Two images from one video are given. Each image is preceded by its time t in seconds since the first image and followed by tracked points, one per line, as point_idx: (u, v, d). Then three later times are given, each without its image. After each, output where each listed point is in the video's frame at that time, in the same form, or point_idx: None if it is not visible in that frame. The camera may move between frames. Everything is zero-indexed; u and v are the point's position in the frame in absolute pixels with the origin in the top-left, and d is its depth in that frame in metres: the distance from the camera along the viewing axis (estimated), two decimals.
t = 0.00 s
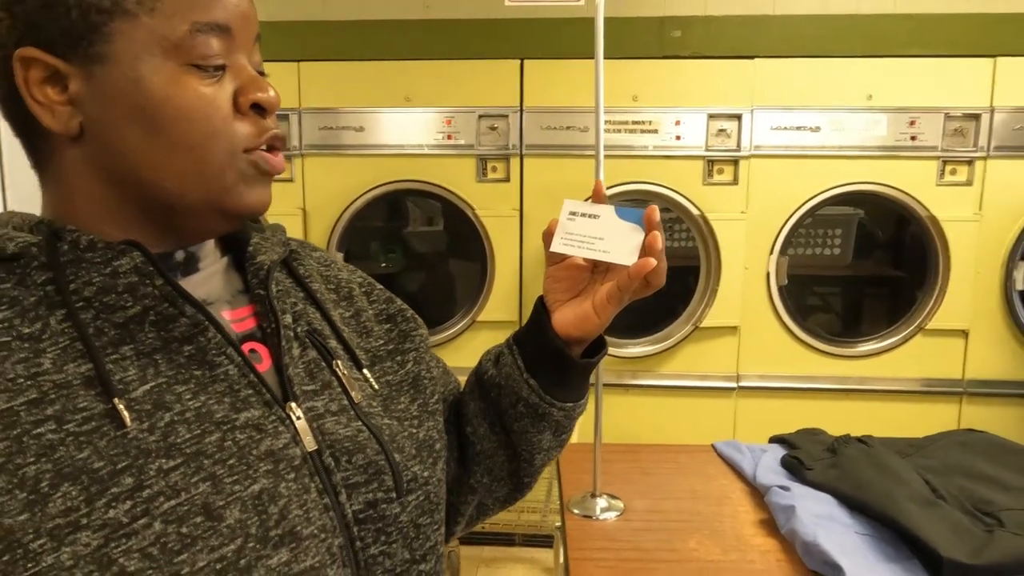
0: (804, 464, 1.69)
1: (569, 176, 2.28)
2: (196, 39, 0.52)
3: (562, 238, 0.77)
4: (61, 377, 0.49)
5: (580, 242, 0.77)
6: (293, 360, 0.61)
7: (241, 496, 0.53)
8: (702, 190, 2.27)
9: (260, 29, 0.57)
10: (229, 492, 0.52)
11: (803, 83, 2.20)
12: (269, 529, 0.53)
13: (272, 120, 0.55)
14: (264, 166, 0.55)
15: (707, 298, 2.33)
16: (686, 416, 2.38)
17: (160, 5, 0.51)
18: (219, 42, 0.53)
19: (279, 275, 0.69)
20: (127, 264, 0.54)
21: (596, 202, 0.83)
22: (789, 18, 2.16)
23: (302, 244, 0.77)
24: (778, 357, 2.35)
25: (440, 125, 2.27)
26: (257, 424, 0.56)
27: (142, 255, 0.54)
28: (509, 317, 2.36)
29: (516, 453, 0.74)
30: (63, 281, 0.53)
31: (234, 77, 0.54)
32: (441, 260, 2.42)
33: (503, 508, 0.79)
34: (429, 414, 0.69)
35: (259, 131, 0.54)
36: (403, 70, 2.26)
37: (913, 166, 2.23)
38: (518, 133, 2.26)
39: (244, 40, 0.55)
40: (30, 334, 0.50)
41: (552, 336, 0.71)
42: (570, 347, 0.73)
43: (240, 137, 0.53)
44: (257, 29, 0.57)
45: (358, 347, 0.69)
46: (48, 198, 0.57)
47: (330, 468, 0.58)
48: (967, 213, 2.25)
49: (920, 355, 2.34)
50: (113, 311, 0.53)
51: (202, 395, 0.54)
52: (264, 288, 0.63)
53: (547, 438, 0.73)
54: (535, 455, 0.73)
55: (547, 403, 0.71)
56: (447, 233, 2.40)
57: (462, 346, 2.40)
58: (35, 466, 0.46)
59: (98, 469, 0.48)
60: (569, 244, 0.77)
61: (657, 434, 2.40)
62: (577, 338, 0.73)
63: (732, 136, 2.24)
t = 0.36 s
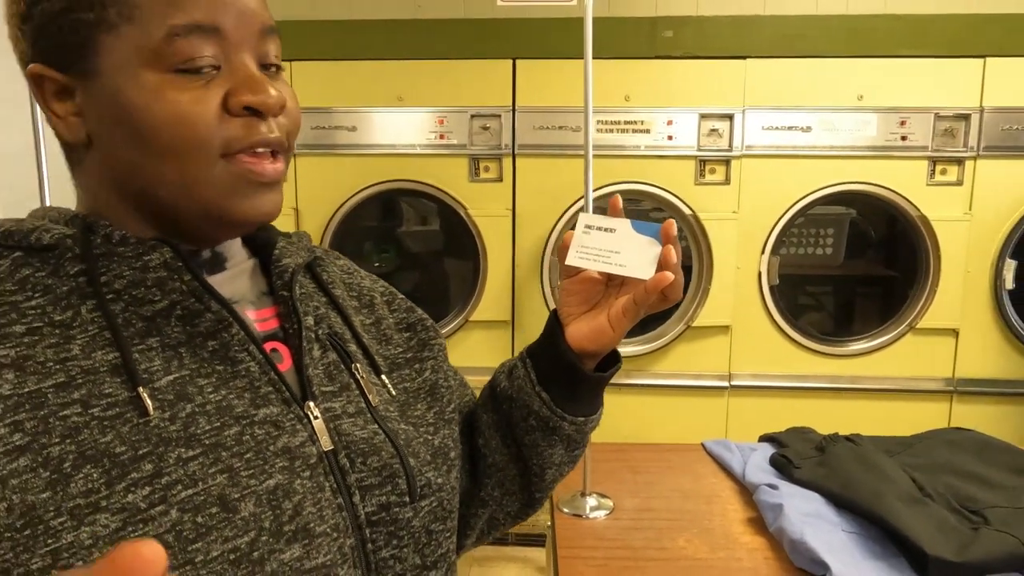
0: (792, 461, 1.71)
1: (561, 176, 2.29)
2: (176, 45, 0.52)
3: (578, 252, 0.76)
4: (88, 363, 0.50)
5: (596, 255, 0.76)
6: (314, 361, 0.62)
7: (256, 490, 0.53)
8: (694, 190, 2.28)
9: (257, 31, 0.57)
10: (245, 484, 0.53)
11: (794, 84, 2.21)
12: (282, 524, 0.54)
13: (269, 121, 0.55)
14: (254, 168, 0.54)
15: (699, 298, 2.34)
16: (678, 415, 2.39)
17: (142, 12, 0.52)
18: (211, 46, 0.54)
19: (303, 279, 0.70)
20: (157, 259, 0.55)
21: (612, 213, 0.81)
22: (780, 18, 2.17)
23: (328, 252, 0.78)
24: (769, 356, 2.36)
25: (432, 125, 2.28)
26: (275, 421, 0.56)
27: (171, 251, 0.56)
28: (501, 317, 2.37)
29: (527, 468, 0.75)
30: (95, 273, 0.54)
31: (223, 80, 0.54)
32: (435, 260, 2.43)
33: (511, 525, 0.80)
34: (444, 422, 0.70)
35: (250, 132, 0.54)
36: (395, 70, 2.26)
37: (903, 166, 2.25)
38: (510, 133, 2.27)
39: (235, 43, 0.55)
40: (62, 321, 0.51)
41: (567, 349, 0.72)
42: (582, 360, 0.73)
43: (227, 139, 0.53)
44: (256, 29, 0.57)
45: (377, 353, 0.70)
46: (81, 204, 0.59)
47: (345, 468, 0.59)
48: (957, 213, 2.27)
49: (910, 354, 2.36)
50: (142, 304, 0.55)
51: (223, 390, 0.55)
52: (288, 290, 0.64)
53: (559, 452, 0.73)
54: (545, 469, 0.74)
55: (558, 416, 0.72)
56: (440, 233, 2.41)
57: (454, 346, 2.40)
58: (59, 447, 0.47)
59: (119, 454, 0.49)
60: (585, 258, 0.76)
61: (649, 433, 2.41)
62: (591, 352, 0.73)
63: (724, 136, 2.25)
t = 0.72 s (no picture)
0: (783, 460, 1.72)
1: (555, 176, 2.30)
2: (154, 63, 0.52)
3: (598, 270, 0.74)
4: (113, 351, 0.51)
5: (616, 275, 0.73)
6: (333, 365, 0.62)
7: (266, 487, 0.53)
8: (687, 190, 2.30)
9: (250, 40, 0.55)
10: (255, 480, 0.53)
11: (786, 85, 2.23)
12: (288, 522, 0.54)
13: (249, 138, 0.53)
14: (234, 188, 0.53)
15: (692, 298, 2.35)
16: (672, 414, 2.40)
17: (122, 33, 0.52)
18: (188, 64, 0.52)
19: (331, 284, 0.70)
20: (186, 257, 0.56)
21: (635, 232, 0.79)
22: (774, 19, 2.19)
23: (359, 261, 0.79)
24: (763, 356, 2.38)
25: (427, 125, 2.29)
26: (290, 420, 0.56)
27: (201, 249, 0.56)
28: (496, 317, 2.37)
29: (541, 486, 0.74)
30: (127, 267, 0.54)
31: (204, 97, 0.53)
32: (429, 260, 2.43)
33: (528, 544, 0.79)
34: (461, 433, 0.70)
35: (228, 152, 0.52)
36: (390, 70, 2.27)
37: (896, 167, 2.27)
38: (504, 133, 2.28)
39: (221, 56, 0.53)
40: (91, 311, 0.52)
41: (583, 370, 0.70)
42: (600, 380, 0.71)
43: (205, 159, 0.52)
44: (243, 41, 0.54)
45: (399, 362, 0.70)
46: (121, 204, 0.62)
47: (356, 472, 0.59)
48: (949, 213, 2.29)
49: (902, 354, 2.37)
50: (169, 300, 0.55)
51: (241, 386, 0.55)
52: (313, 293, 0.64)
53: (573, 471, 0.72)
54: (560, 488, 0.73)
55: (573, 435, 0.71)
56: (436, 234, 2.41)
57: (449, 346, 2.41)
58: (77, 430, 0.47)
59: (135, 441, 0.49)
60: (605, 277, 0.74)
61: (644, 432, 2.42)
62: (608, 373, 0.71)
63: (717, 137, 2.26)
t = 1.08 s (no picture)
0: (779, 460, 1.72)
1: (553, 176, 2.30)
2: (234, 47, 0.53)
3: (611, 262, 0.74)
4: (98, 355, 0.51)
5: (629, 270, 0.73)
6: (328, 366, 0.62)
7: (252, 492, 0.53)
8: (685, 190, 2.30)
9: (313, 37, 0.57)
10: (240, 487, 0.53)
11: (784, 85, 2.23)
12: (274, 529, 0.54)
13: (314, 130, 0.55)
14: (297, 175, 0.55)
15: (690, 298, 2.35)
16: (670, 414, 2.40)
17: (206, 12, 0.52)
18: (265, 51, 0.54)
19: (329, 282, 0.70)
20: (177, 255, 0.55)
21: (650, 227, 0.79)
22: (771, 18, 2.19)
23: (361, 255, 0.78)
24: (761, 356, 2.38)
25: (425, 125, 2.29)
26: (280, 424, 0.56)
27: (191, 248, 0.56)
28: (494, 316, 2.37)
29: (548, 487, 0.74)
30: (116, 266, 0.55)
31: (275, 85, 0.54)
32: (428, 261, 2.43)
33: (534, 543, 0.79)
34: (462, 435, 0.69)
35: (296, 139, 0.54)
36: (389, 71, 2.27)
37: (894, 167, 2.27)
38: (502, 133, 2.28)
39: (292, 48, 0.55)
40: (79, 312, 0.52)
41: (592, 369, 0.70)
42: (610, 380, 0.71)
43: (275, 144, 0.53)
44: (310, 35, 0.56)
45: (399, 360, 0.70)
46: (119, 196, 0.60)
47: (348, 477, 0.58)
48: (947, 213, 2.29)
49: (900, 354, 2.37)
50: (158, 300, 0.55)
51: (230, 389, 0.55)
52: (308, 291, 0.63)
53: (581, 472, 0.72)
54: (567, 489, 0.73)
55: (581, 436, 0.71)
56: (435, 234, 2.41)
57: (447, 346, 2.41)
58: (59, 436, 0.48)
59: (118, 447, 0.49)
60: (617, 270, 0.73)
61: (642, 432, 2.42)
62: (618, 372, 0.71)
63: (716, 137, 2.26)
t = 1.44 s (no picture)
0: (782, 461, 1.72)
1: (558, 178, 2.31)
2: (252, 41, 0.55)
3: (595, 253, 0.76)
4: (79, 375, 0.52)
5: (614, 262, 0.75)
6: (314, 369, 0.63)
7: (245, 507, 0.55)
8: (690, 191, 2.30)
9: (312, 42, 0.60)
10: (234, 502, 0.54)
11: (788, 86, 2.23)
12: (270, 542, 0.55)
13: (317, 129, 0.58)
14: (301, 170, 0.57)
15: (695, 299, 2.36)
16: (674, 416, 2.41)
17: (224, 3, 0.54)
18: (275, 46, 0.56)
19: (312, 279, 0.71)
20: (155, 265, 0.56)
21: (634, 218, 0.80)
22: (777, 21, 2.19)
23: (342, 249, 0.80)
24: (765, 358, 2.38)
25: (431, 127, 2.30)
26: (270, 433, 0.58)
27: (169, 257, 0.57)
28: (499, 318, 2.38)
29: (537, 476, 0.75)
30: (92, 279, 0.56)
31: (284, 81, 0.57)
32: (433, 262, 2.45)
33: (522, 529, 0.80)
34: (451, 430, 0.71)
35: (303, 135, 0.57)
36: (395, 73, 2.28)
37: (899, 168, 2.27)
38: (508, 135, 2.29)
39: (298, 49, 0.58)
40: (56, 330, 0.53)
41: (578, 359, 0.71)
42: (595, 369, 0.73)
43: (285, 139, 0.56)
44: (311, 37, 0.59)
45: (384, 357, 0.72)
46: (96, 189, 0.60)
47: (341, 482, 0.60)
48: (953, 215, 2.29)
49: (905, 356, 2.37)
50: (138, 312, 0.56)
51: (217, 402, 0.56)
52: (291, 294, 0.65)
53: (569, 461, 0.73)
54: (556, 478, 0.74)
55: (569, 426, 0.72)
56: (440, 236, 2.43)
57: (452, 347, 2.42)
58: (46, 463, 0.49)
59: (107, 471, 0.50)
60: (600, 260, 0.76)
61: (647, 433, 2.43)
62: (604, 361, 0.72)
63: (721, 138, 2.27)
